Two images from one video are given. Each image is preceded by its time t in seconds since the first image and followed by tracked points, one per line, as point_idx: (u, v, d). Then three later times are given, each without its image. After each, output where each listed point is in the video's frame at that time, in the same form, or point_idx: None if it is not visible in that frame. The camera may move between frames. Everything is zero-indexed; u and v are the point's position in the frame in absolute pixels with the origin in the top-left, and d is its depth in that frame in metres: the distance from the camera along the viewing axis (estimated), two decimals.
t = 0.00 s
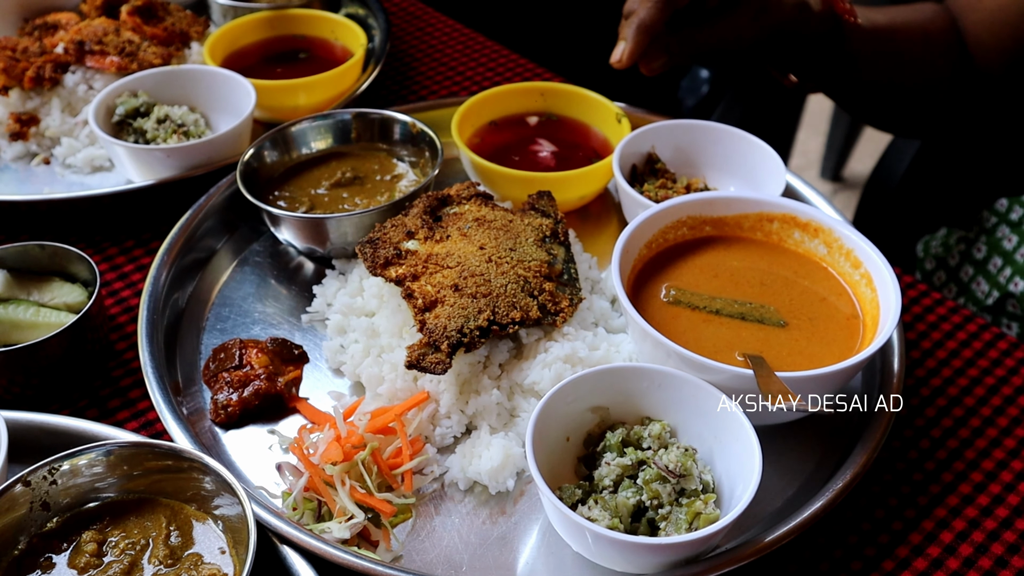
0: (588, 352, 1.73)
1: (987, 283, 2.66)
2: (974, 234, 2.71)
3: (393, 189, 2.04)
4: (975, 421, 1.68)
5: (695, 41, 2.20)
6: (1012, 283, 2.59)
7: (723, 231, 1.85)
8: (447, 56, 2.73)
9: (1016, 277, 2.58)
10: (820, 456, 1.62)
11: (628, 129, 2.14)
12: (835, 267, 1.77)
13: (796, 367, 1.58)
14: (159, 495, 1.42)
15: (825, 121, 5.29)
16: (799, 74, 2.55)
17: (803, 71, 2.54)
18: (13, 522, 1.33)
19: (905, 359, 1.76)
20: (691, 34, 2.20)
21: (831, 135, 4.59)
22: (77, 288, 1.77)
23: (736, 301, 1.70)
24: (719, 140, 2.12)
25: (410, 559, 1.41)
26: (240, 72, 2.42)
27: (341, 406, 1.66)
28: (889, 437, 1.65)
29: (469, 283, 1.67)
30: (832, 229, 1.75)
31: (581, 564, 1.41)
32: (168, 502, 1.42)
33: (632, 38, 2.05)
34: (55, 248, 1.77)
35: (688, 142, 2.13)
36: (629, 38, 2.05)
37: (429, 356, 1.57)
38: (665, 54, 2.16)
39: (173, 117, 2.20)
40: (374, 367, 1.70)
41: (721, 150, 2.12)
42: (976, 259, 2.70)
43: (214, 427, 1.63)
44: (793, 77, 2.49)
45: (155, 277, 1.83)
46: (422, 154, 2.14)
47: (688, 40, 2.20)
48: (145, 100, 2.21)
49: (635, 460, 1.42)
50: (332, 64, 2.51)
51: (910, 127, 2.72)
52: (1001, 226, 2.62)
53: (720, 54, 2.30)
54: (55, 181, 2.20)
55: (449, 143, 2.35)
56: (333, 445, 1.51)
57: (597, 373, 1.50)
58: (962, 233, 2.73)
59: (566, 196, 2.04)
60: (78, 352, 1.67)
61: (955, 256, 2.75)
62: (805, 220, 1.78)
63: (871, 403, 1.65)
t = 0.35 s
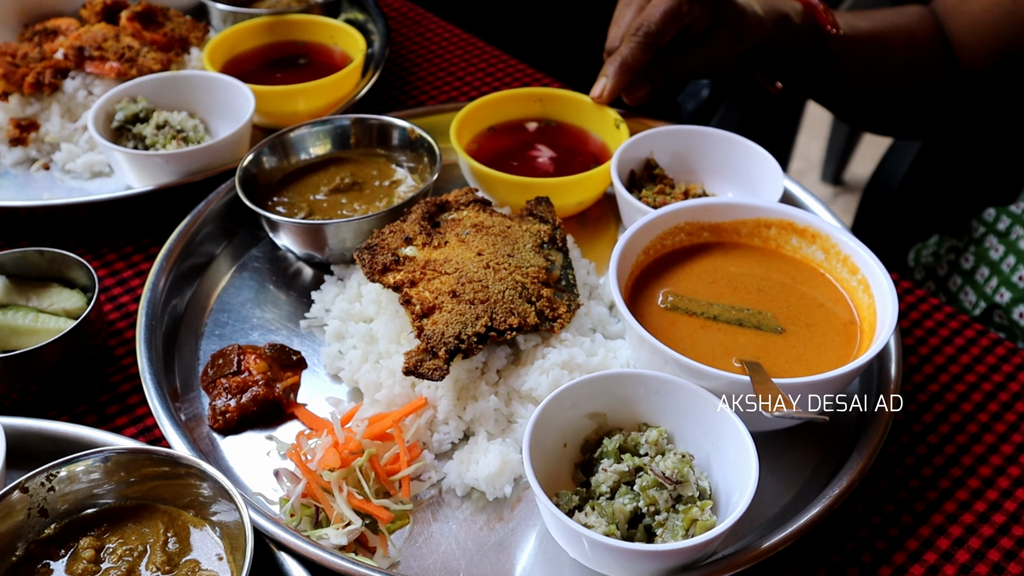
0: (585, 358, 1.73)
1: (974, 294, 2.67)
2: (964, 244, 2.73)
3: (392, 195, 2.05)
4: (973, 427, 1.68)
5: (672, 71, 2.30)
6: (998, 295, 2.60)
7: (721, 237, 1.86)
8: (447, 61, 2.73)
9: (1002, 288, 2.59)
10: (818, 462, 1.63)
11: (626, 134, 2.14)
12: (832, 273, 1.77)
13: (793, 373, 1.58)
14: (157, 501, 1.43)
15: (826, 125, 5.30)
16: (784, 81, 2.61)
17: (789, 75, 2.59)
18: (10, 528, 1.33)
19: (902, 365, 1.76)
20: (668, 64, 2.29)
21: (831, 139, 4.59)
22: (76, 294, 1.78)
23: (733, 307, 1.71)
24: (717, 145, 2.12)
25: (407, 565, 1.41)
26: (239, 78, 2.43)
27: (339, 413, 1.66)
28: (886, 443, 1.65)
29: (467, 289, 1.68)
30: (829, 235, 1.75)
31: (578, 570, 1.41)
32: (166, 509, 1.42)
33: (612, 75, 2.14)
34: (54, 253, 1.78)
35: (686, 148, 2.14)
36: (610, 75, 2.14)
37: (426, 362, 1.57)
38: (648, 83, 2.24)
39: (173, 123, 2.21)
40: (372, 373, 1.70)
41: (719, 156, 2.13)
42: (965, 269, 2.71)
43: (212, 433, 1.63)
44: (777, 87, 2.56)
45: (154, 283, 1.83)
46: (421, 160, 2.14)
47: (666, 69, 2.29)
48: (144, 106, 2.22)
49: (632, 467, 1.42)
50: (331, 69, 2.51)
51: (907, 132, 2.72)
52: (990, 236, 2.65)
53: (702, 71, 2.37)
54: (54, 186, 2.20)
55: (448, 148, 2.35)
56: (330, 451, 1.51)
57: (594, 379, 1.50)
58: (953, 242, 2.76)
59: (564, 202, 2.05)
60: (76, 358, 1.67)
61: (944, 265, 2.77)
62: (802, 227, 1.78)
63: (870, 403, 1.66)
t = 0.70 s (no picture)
0: (591, 361, 1.74)
1: (981, 296, 2.63)
2: (970, 246, 2.71)
3: (397, 199, 2.06)
4: (977, 430, 1.69)
5: (676, 79, 2.31)
6: (1004, 297, 2.56)
7: (725, 241, 1.86)
8: (451, 65, 2.74)
9: (1008, 291, 2.55)
10: (822, 466, 1.63)
11: (631, 139, 2.15)
12: (837, 277, 1.78)
13: (798, 377, 1.59)
14: (164, 504, 1.43)
15: (829, 127, 5.30)
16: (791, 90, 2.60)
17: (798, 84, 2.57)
18: (18, 531, 1.34)
19: (907, 369, 1.77)
20: (672, 72, 2.30)
21: (834, 142, 4.60)
22: (83, 298, 1.79)
23: (738, 310, 1.71)
24: (721, 149, 2.13)
25: (413, 568, 1.41)
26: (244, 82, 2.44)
27: (345, 416, 1.67)
28: (891, 446, 1.65)
29: (473, 293, 1.68)
30: (834, 239, 1.76)
31: (584, 573, 1.42)
32: (173, 512, 1.43)
33: (618, 80, 2.17)
34: (61, 257, 1.79)
35: (690, 152, 2.15)
36: (615, 80, 2.17)
37: (432, 366, 1.58)
38: (653, 92, 2.26)
39: (178, 127, 2.22)
40: (378, 377, 1.71)
41: (723, 160, 2.14)
42: (971, 271, 2.68)
43: (219, 436, 1.64)
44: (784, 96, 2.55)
45: (160, 287, 1.84)
46: (426, 164, 2.15)
47: (670, 77, 2.30)
48: (150, 110, 2.23)
49: (637, 470, 1.43)
50: (336, 73, 2.52)
51: (910, 136, 2.73)
52: (995, 238, 2.62)
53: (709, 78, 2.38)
54: (60, 190, 2.21)
55: (452, 152, 2.36)
56: (337, 455, 1.52)
57: (600, 383, 1.51)
58: (959, 244, 2.75)
59: (568, 206, 2.05)
60: (83, 362, 1.68)
61: (951, 267, 2.75)
62: (806, 231, 1.79)
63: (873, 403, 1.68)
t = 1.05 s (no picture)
0: (593, 353, 1.73)
1: (986, 287, 2.64)
2: (974, 237, 2.70)
3: (399, 191, 2.05)
4: (979, 422, 1.69)
5: (680, 70, 2.29)
6: (1011, 288, 2.57)
7: (728, 233, 1.86)
8: (453, 57, 2.73)
9: (1015, 282, 2.56)
10: (825, 457, 1.63)
11: (633, 130, 2.14)
12: (839, 269, 1.78)
13: (800, 369, 1.59)
14: (168, 496, 1.44)
15: (830, 119, 5.29)
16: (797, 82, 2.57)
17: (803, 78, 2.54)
18: (23, 523, 1.34)
19: (909, 361, 1.76)
20: (676, 63, 2.28)
21: (836, 134, 4.59)
22: (86, 290, 1.79)
23: (741, 302, 1.71)
24: (725, 141, 2.12)
25: (416, 559, 1.42)
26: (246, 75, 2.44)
27: (348, 408, 1.67)
28: (893, 438, 1.65)
29: (475, 285, 1.68)
30: (837, 231, 1.75)
31: (586, 564, 1.42)
32: (177, 503, 1.43)
33: (622, 73, 2.14)
34: (64, 250, 1.79)
35: (693, 143, 2.14)
36: (619, 72, 2.14)
37: (435, 357, 1.58)
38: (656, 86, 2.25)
39: (180, 120, 2.22)
40: (381, 369, 1.71)
41: (726, 152, 2.13)
42: (976, 262, 2.68)
43: (222, 428, 1.65)
44: (790, 87, 2.52)
45: (163, 279, 1.84)
46: (428, 156, 2.15)
47: (674, 69, 2.30)
48: (152, 103, 2.23)
49: (640, 462, 1.43)
50: (338, 66, 2.52)
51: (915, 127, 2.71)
52: (1001, 229, 2.61)
53: (712, 72, 2.36)
54: (63, 183, 2.21)
55: (454, 144, 2.35)
56: (340, 447, 1.52)
57: (602, 375, 1.51)
58: (963, 235, 2.73)
59: (570, 198, 2.05)
60: (87, 354, 1.68)
61: (955, 258, 2.74)
62: (810, 223, 1.78)
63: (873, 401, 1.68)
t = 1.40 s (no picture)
0: (592, 356, 1.72)
1: (988, 285, 2.65)
2: (977, 236, 2.70)
3: (398, 191, 2.04)
4: (981, 425, 1.67)
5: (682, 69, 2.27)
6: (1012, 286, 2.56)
7: (728, 234, 1.84)
8: (452, 56, 2.72)
9: (1016, 279, 2.56)
10: (826, 461, 1.62)
11: (633, 130, 2.12)
12: (840, 271, 1.76)
13: (801, 372, 1.57)
14: (165, 500, 1.43)
15: (830, 116, 5.26)
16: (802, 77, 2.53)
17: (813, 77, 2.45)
18: (19, 528, 1.34)
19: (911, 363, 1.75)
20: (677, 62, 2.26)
21: (836, 130, 4.57)
22: (83, 292, 1.78)
23: (741, 304, 1.70)
24: (726, 141, 2.10)
25: (415, 565, 1.41)
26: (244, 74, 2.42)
27: (346, 411, 1.66)
28: (894, 441, 1.64)
29: (474, 288, 1.67)
30: (838, 232, 1.74)
31: (586, 569, 1.41)
32: (174, 508, 1.42)
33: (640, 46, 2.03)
34: (61, 252, 1.78)
35: (693, 143, 2.12)
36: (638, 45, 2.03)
37: (433, 361, 1.57)
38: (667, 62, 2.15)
39: (178, 119, 2.20)
40: (379, 371, 1.70)
41: (727, 152, 2.11)
42: (978, 260, 2.69)
43: (219, 432, 1.64)
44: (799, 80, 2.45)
45: (160, 281, 1.83)
46: (427, 156, 2.13)
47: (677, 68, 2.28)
48: (150, 102, 2.21)
49: (639, 466, 1.42)
50: (337, 64, 2.50)
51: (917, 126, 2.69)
52: (1003, 228, 2.60)
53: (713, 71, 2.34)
54: (60, 183, 2.20)
55: (453, 144, 2.34)
56: (338, 451, 1.51)
57: (602, 378, 1.50)
58: (964, 234, 2.74)
59: (570, 198, 2.03)
60: (84, 357, 1.67)
61: (957, 257, 2.75)
62: (811, 224, 1.77)
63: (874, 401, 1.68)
